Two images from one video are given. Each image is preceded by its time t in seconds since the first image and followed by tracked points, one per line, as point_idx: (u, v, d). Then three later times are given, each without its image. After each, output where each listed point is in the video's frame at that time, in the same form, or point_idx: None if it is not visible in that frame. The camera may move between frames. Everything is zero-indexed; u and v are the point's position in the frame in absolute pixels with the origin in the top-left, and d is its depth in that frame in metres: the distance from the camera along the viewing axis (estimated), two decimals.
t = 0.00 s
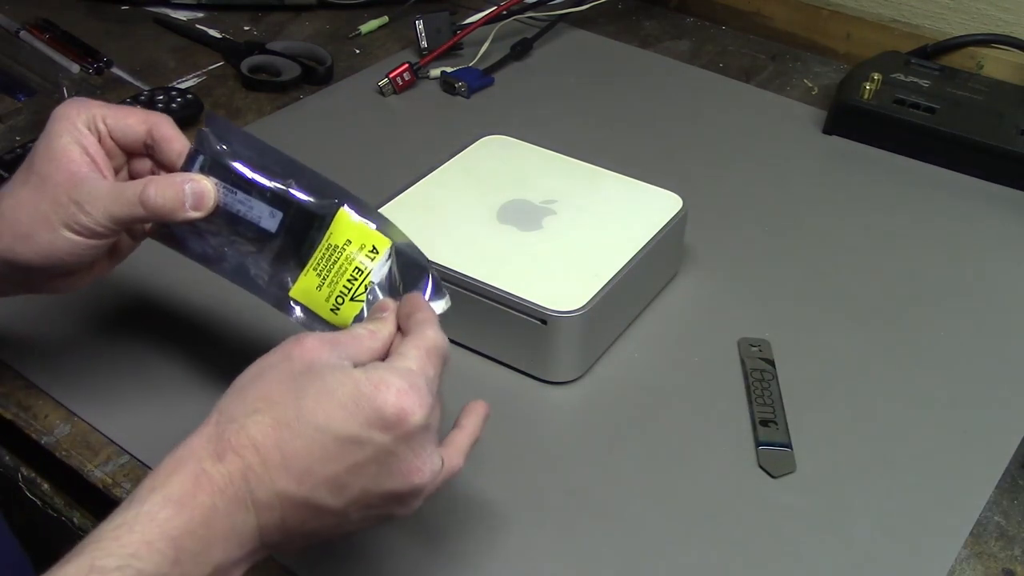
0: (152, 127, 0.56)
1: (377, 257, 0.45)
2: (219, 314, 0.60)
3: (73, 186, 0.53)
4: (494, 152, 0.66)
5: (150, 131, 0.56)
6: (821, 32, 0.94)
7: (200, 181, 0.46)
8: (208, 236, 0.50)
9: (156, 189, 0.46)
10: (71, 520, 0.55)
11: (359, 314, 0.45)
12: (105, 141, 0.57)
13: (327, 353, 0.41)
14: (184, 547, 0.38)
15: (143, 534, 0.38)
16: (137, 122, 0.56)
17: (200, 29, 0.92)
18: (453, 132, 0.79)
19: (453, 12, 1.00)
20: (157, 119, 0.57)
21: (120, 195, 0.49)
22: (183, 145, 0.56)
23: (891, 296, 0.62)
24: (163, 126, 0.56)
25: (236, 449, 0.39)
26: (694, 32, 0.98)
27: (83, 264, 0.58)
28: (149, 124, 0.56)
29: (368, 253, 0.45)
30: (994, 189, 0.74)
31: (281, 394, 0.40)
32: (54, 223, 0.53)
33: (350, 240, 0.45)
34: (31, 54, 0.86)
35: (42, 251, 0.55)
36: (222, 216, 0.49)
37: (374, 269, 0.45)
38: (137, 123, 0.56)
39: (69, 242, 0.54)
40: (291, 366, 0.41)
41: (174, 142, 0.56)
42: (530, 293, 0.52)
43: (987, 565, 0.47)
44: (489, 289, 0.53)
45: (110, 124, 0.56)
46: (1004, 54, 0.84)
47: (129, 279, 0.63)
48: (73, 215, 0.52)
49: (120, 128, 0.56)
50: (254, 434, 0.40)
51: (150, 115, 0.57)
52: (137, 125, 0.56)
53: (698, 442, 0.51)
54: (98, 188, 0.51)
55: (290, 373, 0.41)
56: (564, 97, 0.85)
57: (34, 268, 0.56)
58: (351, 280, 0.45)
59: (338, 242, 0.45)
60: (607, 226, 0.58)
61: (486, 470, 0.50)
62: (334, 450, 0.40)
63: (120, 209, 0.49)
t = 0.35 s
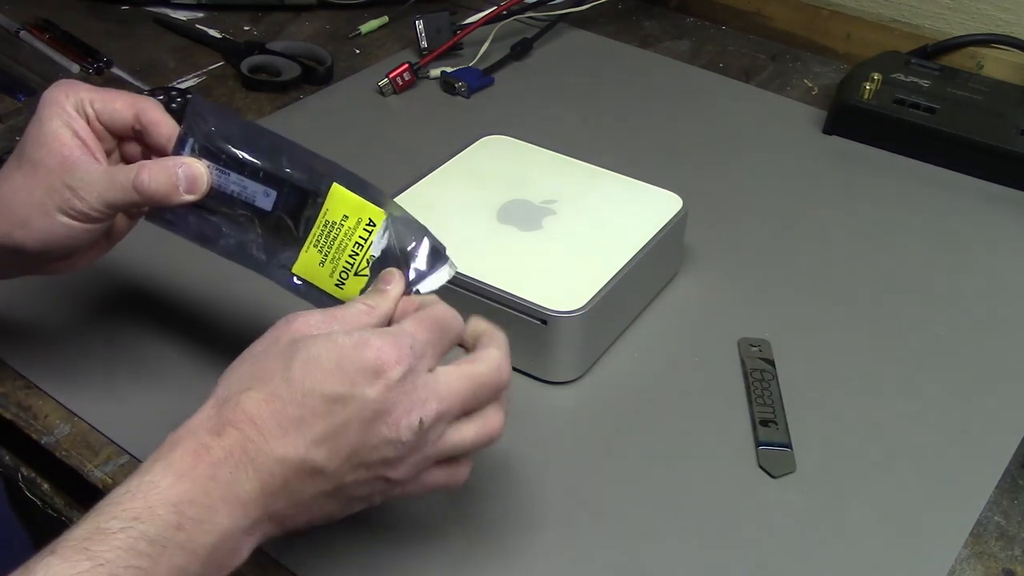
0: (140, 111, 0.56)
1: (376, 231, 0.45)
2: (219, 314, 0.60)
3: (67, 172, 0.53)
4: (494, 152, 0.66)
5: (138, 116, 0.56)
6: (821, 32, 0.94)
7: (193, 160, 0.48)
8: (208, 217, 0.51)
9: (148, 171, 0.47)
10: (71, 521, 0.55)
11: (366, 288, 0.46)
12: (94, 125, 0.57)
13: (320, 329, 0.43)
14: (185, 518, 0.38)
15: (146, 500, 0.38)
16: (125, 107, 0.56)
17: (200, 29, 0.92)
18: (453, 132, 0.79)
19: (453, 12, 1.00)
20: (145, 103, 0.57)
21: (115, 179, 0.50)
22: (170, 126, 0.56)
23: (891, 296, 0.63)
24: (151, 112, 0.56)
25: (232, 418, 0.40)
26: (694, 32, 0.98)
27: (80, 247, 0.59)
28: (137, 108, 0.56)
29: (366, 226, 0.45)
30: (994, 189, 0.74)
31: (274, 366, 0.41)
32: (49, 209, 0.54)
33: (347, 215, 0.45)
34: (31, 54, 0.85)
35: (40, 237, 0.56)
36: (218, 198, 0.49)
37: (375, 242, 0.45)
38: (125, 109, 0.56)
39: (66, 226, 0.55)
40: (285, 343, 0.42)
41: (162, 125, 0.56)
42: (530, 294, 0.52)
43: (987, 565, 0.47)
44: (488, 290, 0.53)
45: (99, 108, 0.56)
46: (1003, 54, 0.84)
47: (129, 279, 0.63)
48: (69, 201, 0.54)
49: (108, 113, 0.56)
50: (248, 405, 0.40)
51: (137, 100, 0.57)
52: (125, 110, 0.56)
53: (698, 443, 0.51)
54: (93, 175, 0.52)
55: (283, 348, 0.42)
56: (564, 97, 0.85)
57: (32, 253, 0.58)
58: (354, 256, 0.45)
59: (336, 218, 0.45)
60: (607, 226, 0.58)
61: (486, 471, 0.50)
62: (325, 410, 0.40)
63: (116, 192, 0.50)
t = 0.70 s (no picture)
0: (190, 51, 0.59)
1: (380, 206, 0.45)
2: (219, 313, 0.60)
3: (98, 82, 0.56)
4: (494, 152, 0.66)
5: (187, 55, 0.59)
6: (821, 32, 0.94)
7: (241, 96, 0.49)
8: (239, 157, 0.52)
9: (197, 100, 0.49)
10: (71, 520, 0.55)
11: (355, 255, 0.46)
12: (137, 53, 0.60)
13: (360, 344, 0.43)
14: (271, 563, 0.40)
15: (223, 548, 0.38)
16: (175, 43, 0.59)
17: (199, 28, 0.92)
18: (453, 131, 0.79)
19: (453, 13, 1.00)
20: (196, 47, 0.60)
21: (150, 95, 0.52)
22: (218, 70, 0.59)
23: (891, 296, 0.62)
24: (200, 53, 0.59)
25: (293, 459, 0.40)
26: (694, 32, 0.98)
27: (89, 156, 0.61)
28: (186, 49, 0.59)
29: (371, 199, 0.45)
30: (994, 189, 0.74)
31: (323, 396, 0.41)
32: (72, 109, 0.57)
33: (355, 183, 0.45)
34: (31, 54, 0.86)
35: (54, 138, 0.58)
36: (248, 133, 0.50)
37: (376, 216, 0.45)
38: (174, 45, 0.59)
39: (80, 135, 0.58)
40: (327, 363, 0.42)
41: (210, 66, 0.59)
42: (530, 294, 0.52)
43: (987, 565, 0.47)
44: (489, 290, 0.53)
45: (145, 37, 0.59)
46: (1003, 54, 0.84)
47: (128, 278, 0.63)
48: (91, 108, 0.56)
49: (154, 44, 0.59)
50: (308, 443, 0.41)
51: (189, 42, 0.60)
52: (173, 46, 0.59)
53: (698, 443, 0.51)
54: (123, 84, 0.54)
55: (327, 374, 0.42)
56: (564, 97, 0.85)
57: (46, 152, 0.60)
58: (352, 223, 0.45)
59: (345, 184, 0.45)
60: (607, 226, 0.58)
61: (486, 471, 0.50)
62: (373, 446, 0.42)
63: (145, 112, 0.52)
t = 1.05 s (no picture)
0: None
1: (412, 226, 0.47)
2: (219, 312, 0.60)
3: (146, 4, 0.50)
4: (494, 152, 0.66)
5: None
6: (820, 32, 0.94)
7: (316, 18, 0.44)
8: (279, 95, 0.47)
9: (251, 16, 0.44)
10: (71, 520, 0.55)
11: (375, 251, 0.48)
12: None
13: (394, 389, 0.43)
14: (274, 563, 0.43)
15: (263, 560, 0.41)
16: None
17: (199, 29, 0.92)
18: (453, 131, 0.79)
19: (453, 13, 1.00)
20: None
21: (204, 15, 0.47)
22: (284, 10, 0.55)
23: (891, 296, 0.63)
24: None
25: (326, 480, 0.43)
26: (694, 32, 0.98)
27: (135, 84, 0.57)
28: None
29: (406, 219, 0.47)
30: (993, 189, 0.74)
31: (362, 435, 0.42)
32: (122, 40, 0.52)
33: (396, 196, 0.46)
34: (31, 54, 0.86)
35: (102, 67, 0.54)
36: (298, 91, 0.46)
37: (405, 232, 0.47)
38: None
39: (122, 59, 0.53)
40: (363, 407, 0.42)
41: None
42: (531, 294, 0.52)
43: (987, 565, 0.47)
44: (489, 290, 0.53)
45: None
46: (1003, 54, 0.84)
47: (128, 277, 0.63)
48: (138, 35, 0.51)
49: None
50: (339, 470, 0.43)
51: None
52: None
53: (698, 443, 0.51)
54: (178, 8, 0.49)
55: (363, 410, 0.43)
56: (564, 97, 0.85)
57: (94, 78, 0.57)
58: (383, 229, 0.47)
59: (387, 193, 0.46)
60: (607, 226, 0.58)
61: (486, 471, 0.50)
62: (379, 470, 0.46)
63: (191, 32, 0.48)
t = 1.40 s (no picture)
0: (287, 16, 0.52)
1: (426, 245, 0.47)
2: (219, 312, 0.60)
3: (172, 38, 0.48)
4: (494, 152, 0.66)
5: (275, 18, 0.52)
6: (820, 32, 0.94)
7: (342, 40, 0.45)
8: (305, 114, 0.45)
9: (274, 42, 0.43)
10: (71, 520, 0.55)
11: (382, 271, 0.48)
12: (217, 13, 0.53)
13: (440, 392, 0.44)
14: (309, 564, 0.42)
15: (310, 557, 0.40)
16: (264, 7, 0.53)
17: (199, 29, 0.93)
18: (453, 132, 0.79)
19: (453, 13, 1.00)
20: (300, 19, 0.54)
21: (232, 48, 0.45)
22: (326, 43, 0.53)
23: (892, 296, 0.63)
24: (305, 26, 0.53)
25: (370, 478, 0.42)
26: (694, 32, 0.98)
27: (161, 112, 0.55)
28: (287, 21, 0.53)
29: (421, 238, 0.46)
30: (993, 189, 0.74)
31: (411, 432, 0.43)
32: (149, 72, 0.50)
33: (411, 218, 0.45)
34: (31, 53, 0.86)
35: (127, 100, 0.53)
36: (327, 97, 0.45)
37: (418, 252, 0.47)
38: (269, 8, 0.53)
39: (152, 94, 0.51)
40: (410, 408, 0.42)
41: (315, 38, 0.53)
42: (530, 293, 0.53)
43: (987, 565, 0.47)
44: (489, 290, 0.53)
45: None
46: (1003, 54, 0.84)
47: (128, 278, 0.63)
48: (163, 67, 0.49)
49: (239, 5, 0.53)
50: (384, 467, 0.43)
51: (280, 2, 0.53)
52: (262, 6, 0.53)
53: (697, 443, 0.51)
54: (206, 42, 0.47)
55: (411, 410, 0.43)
56: (564, 97, 0.85)
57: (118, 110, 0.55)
58: (394, 250, 0.46)
59: (403, 215, 0.45)
60: (608, 226, 0.58)
61: (486, 469, 0.50)
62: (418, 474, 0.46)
63: (221, 66, 0.46)
